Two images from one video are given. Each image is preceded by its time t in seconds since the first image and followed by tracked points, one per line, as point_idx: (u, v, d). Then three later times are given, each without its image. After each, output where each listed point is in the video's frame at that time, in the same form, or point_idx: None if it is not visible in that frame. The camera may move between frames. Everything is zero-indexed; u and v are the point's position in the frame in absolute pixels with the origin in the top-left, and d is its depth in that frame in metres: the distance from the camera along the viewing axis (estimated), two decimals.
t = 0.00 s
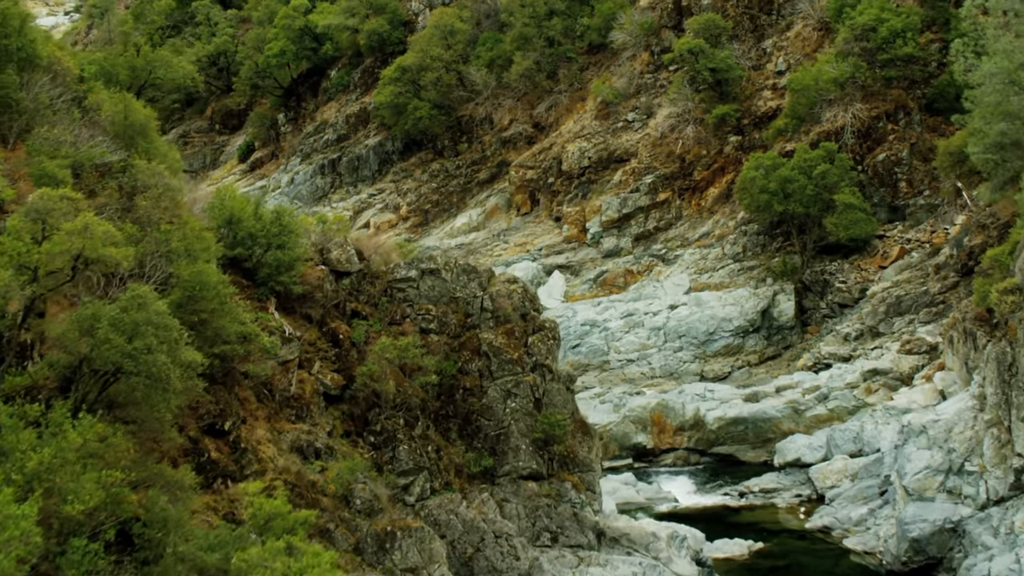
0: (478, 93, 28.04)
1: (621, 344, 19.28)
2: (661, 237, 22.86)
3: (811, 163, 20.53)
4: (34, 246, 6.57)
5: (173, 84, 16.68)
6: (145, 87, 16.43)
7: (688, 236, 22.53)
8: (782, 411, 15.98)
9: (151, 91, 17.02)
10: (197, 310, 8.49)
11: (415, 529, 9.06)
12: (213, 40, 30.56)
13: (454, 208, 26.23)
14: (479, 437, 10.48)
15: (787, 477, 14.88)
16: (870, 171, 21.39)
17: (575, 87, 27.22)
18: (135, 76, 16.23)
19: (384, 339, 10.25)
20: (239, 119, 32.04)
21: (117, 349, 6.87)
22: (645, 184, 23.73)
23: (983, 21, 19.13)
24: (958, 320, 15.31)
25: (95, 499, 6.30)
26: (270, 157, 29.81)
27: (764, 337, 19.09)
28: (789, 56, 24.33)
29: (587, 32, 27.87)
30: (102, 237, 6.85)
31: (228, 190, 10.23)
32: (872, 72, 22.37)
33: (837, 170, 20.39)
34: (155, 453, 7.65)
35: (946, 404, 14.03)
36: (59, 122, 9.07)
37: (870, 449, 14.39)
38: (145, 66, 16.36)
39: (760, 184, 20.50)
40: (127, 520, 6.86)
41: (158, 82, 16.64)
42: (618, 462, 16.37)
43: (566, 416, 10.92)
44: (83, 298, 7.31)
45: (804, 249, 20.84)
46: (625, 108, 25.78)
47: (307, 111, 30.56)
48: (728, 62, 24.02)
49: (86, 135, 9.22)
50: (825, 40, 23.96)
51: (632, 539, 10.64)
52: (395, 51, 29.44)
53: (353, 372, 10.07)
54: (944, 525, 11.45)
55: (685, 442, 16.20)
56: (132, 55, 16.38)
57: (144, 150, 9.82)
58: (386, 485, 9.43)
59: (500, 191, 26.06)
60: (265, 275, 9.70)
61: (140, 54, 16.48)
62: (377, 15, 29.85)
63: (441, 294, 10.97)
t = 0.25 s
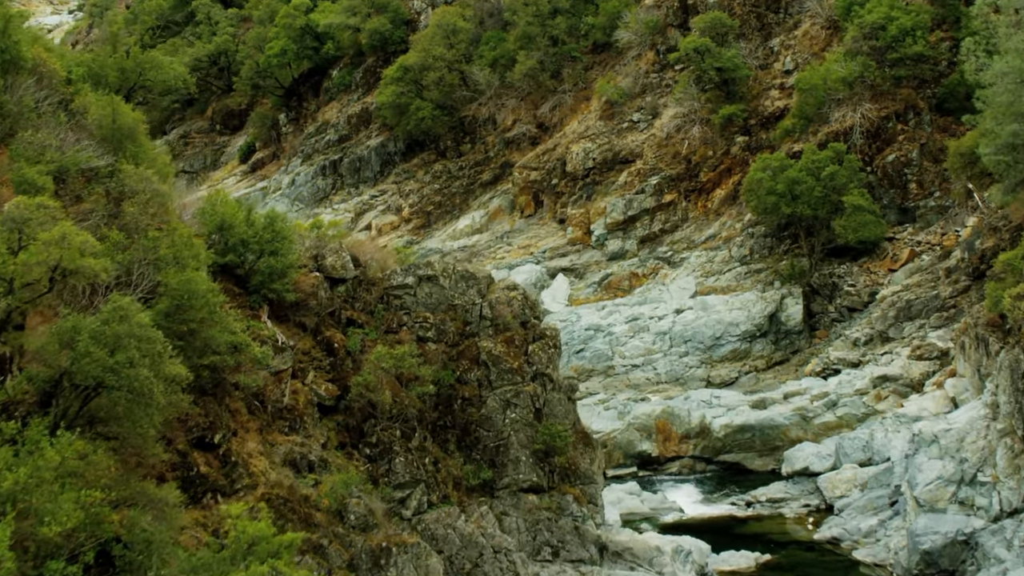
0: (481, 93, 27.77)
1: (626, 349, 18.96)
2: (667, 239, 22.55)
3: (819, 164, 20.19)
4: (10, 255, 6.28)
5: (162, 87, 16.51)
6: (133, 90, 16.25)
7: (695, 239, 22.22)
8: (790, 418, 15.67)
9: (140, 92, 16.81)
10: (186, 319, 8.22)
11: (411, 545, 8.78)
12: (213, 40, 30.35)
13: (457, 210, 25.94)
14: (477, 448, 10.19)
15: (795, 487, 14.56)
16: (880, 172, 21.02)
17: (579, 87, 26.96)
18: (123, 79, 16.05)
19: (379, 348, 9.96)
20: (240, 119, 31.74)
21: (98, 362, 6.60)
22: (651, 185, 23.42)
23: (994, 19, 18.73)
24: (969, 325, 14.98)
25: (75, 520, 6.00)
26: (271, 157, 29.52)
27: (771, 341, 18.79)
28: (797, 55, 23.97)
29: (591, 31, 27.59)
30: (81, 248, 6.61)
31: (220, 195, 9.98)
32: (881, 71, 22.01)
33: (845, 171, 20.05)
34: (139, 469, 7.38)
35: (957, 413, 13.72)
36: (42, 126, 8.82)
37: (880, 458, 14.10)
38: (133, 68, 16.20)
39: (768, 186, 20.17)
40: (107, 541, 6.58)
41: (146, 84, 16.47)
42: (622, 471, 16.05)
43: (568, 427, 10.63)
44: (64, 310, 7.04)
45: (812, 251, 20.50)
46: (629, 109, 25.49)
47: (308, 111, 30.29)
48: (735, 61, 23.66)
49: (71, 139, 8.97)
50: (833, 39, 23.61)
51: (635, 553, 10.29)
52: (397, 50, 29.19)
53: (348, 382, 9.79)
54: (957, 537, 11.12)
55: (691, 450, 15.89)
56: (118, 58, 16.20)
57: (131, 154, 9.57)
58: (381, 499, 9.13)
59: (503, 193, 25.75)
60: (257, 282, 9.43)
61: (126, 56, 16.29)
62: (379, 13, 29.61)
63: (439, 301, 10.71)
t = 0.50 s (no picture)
0: (484, 93, 27.47)
1: (631, 354, 18.65)
2: (673, 242, 22.23)
3: (828, 166, 19.85)
4: None
5: (149, 86, 16.76)
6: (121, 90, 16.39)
7: (701, 241, 21.90)
8: (798, 425, 15.36)
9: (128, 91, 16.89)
10: (173, 330, 7.95)
11: (407, 561, 8.51)
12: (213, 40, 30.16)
13: (460, 211, 25.65)
14: (475, 460, 9.89)
15: (803, 497, 14.22)
16: (889, 173, 20.65)
17: (583, 87, 26.71)
18: (112, 79, 16.24)
19: (375, 357, 9.68)
20: (242, 119, 31.46)
21: (75, 377, 6.33)
22: (656, 187, 23.12)
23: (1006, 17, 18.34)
24: (981, 331, 14.62)
25: (49, 543, 5.71)
26: (273, 158, 29.26)
27: (779, 345, 18.48)
28: (804, 54, 23.62)
29: (596, 30, 27.14)
30: (56, 257, 6.36)
31: (211, 200, 9.73)
32: (890, 70, 21.65)
33: (854, 173, 19.70)
34: (122, 486, 7.07)
35: (969, 423, 13.20)
36: (26, 129, 8.57)
37: (890, 467, 13.78)
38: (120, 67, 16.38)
39: (775, 188, 19.86)
40: (84, 563, 6.31)
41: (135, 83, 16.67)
42: (626, 479, 15.70)
43: (568, 438, 10.33)
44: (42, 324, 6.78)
45: (820, 254, 20.19)
46: (634, 108, 25.20)
47: (310, 111, 30.05)
48: (741, 60, 23.32)
49: (55, 143, 8.73)
50: (842, 37, 23.25)
51: (638, 568, 9.96)
52: (400, 49, 28.97)
53: (342, 392, 9.51)
54: (969, 550, 10.80)
55: (696, 458, 15.58)
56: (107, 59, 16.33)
57: (119, 159, 9.34)
58: (376, 513, 8.84)
59: (507, 194, 25.47)
60: (249, 290, 9.17)
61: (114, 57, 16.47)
62: (380, 12, 29.41)
63: (436, 309, 10.40)
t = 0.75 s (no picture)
0: (488, 93, 27.13)
1: (636, 360, 18.34)
2: (679, 245, 21.92)
3: (837, 168, 19.50)
4: None
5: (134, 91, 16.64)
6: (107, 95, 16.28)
7: (708, 244, 21.57)
8: (807, 434, 15.05)
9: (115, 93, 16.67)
10: (158, 342, 7.68)
11: None
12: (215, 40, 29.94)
13: (464, 213, 25.41)
14: (474, 473, 9.59)
15: (811, 508, 13.80)
16: (900, 175, 20.28)
17: (589, 87, 26.45)
18: (100, 82, 16.20)
19: (370, 368, 9.41)
20: (244, 120, 31.32)
21: (51, 394, 6.06)
22: (663, 189, 22.81)
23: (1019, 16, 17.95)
24: (994, 339, 14.29)
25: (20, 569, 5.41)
26: (275, 159, 29.04)
27: (787, 351, 18.15)
28: (813, 54, 23.26)
29: (601, 29, 27.03)
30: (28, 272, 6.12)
31: (203, 207, 9.51)
32: (901, 70, 21.28)
33: (863, 175, 19.34)
34: (102, 506, 6.79)
35: (981, 433, 12.88)
36: (7, 135, 8.34)
37: (900, 477, 13.36)
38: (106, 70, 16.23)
39: (783, 190, 19.54)
40: None
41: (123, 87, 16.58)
42: (631, 488, 15.31)
43: (569, 450, 10.03)
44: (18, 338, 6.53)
45: (830, 257, 19.85)
46: (640, 109, 24.90)
47: (313, 111, 29.81)
48: (749, 60, 23.00)
49: (38, 149, 8.50)
50: (851, 36, 22.88)
51: None
52: (403, 49, 28.75)
53: (337, 404, 9.25)
54: (982, 564, 10.43)
55: (703, 467, 15.26)
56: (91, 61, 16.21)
57: (105, 165, 9.11)
58: (370, 530, 8.57)
59: (511, 196, 25.18)
60: (239, 299, 8.91)
61: (101, 61, 16.33)
62: (384, 12, 29.32)
63: (433, 317, 10.12)
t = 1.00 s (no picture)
0: (494, 95, 26.99)
1: (643, 367, 18.03)
2: (687, 249, 21.57)
3: (847, 171, 19.12)
4: None
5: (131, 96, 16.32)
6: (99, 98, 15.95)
7: (716, 248, 21.23)
8: (816, 444, 14.69)
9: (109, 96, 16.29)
10: (143, 356, 7.42)
11: None
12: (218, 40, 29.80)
13: (469, 216, 25.14)
14: (472, 488, 9.28)
15: (821, 520, 13.39)
16: (912, 178, 19.88)
17: (595, 88, 26.14)
18: (90, 86, 15.87)
19: (364, 380, 9.13)
20: (247, 121, 31.14)
21: (26, 413, 5.77)
22: (670, 192, 22.49)
23: None
24: (1007, 347, 13.87)
25: None
26: (278, 161, 28.83)
27: (797, 358, 17.80)
28: (823, 54, 22.86)
29: (608, 29, 26.76)
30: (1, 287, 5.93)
31: (193, 214, 9.27)
32: (912, 71, 20.90)
33: (874, 178, 18.98)
34: (81, 527, 6.49)
35: (996, 445, 12.25)
36: None
37: (911, 489, 13.04)
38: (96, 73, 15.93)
39: (792, 194, 19.22)
40: None
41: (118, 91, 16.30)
42: (636, 500, 14.93)
43: (571, 464, 9.71)
44: None
45: (840, 262, 19.49)
46: (647, 111, 24.59)
47: (316, 113, 29.60)
48: (758, 60, 22.67)
49: (21, 155, 8.26)
50: (862, 37, 22.50)
51: None
52: (407, 50, 28.52)
53: (330, 418, 8.96)
54: None
55: (710, 478, 14.95)
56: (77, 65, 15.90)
57: (90, 171, 8.84)
58: (364, 547, 8.24)
59: (517, 199, 24.90)
60: (230, 309, 8.64)
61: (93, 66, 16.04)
62: (388, 11, 29.05)
63: (430, 327, 9.89)
